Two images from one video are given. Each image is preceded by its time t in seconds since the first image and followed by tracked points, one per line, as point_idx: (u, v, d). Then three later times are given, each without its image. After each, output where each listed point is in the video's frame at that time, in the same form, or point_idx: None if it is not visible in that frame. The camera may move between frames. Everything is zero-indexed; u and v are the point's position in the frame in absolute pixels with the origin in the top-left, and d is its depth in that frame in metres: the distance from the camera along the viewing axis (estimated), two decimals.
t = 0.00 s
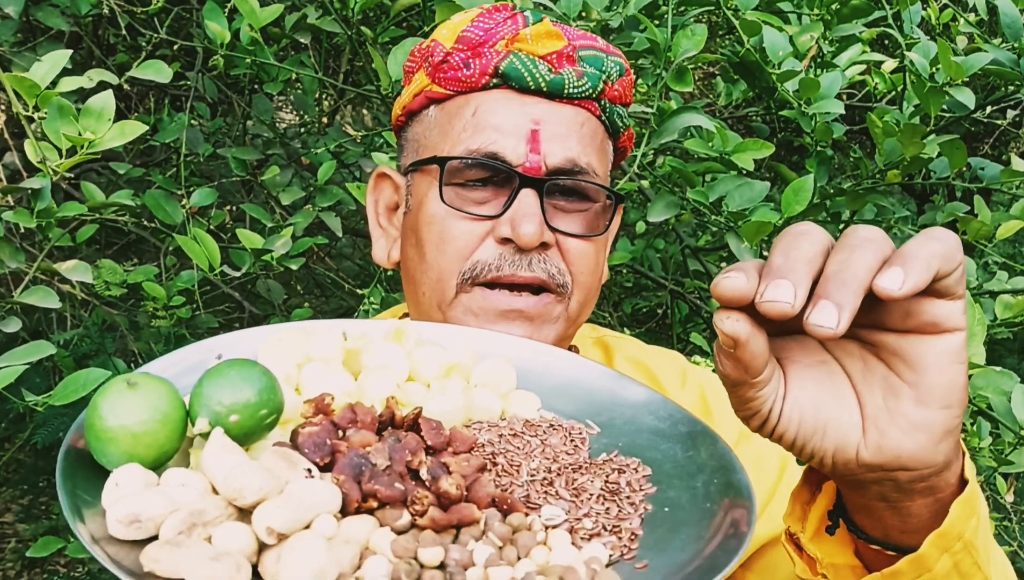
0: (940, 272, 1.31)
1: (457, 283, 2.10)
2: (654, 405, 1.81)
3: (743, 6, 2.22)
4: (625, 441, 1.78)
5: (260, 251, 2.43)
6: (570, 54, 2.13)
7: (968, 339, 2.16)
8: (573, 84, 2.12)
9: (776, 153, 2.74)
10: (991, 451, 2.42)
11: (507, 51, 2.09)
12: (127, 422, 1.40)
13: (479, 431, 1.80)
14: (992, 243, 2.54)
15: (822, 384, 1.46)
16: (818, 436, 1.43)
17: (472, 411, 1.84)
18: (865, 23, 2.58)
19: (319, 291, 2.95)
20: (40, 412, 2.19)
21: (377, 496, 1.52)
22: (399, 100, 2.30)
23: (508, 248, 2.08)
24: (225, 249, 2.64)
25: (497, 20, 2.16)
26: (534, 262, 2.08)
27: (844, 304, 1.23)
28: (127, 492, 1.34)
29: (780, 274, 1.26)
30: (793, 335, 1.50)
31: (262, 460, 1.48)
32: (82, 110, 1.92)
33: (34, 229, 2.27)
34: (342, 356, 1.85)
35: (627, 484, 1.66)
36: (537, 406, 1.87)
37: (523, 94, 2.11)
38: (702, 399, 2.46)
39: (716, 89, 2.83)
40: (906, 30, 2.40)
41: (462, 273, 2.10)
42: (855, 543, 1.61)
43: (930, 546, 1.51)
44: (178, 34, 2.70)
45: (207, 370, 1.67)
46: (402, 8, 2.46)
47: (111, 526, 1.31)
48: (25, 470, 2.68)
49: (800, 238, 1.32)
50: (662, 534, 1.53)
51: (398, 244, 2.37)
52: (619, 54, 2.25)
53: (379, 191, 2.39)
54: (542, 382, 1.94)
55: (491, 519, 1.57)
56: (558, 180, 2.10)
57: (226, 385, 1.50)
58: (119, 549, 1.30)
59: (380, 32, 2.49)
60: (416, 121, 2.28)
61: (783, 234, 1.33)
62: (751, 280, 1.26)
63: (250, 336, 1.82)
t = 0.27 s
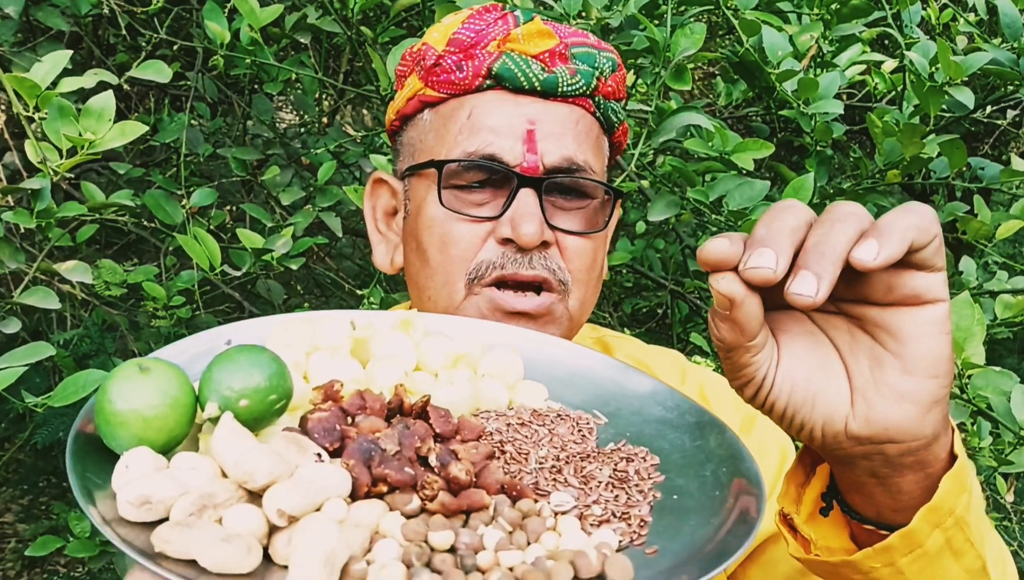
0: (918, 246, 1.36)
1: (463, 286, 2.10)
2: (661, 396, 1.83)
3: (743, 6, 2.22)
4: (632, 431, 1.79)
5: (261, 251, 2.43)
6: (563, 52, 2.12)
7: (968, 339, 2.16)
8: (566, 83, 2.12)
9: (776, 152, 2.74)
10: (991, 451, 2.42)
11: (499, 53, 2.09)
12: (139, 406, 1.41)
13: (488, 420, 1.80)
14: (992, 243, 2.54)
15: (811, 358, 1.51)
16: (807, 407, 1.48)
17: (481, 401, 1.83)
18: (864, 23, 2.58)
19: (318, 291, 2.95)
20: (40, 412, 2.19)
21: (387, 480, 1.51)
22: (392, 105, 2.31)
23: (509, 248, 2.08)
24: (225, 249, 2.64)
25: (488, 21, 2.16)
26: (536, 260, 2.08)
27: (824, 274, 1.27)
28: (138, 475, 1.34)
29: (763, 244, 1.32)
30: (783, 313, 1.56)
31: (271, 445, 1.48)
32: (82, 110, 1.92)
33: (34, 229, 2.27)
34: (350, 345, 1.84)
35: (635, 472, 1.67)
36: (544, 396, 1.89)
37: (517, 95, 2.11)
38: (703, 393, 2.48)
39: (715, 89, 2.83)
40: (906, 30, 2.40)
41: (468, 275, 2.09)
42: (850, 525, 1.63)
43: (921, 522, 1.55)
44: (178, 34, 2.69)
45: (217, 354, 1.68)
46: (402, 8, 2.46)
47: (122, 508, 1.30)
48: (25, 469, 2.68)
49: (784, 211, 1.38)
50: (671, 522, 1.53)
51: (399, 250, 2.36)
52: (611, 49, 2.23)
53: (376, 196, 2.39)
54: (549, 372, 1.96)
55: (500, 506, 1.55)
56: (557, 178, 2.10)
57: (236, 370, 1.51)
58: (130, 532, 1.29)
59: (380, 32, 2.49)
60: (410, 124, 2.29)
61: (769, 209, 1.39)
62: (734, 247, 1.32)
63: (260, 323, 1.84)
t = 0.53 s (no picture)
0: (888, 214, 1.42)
1: (474, 295, 2.10)
2: (662, 384, 1.85)
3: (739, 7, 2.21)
4: (635, 417, 1.81)
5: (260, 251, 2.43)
6: (549, 48, 2.14)
7: (967, 339, 2.16)
8: (555, 79, 2.13)
9: (776, 152, 2.74)
10: (991, 451, 2.42)
11: (485, 53, 2.11)
12: (137, 387, 1.41)
13: (488, 407, 1.80)
14: (992, 243, 2.54)
15: (788, 336, 1.56)
16: (784, 382, 1.53)
17: (481, 389, 1.83)
18: (864, 23, 2.58)
19: (318, 291, 2.95)
20: (40, 411, 2.19)
21: (387, 462, 1.50)
22: (377, 113, 2.31)
23: (513, 250, 2.08)
24: (225, 249, 2.64)
25: (471, 21, 2.17)
26: (540, 261, 2.08)
27: (798, 241, 1.35)
28: (136, 455, 1.34)
29: (740, 212, 1.39)
30: (764, 298, 1.61)
31: (271, 427, 1.48)
32: (82, 109, 1.92)
33: (34, 229, 2.27)
34: (350, 332, 1.85)
35: (636, 459, 1.67)
36: (545, 385, 1.89)
37: (507, 94, 2.13)
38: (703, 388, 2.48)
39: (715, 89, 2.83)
40: (905, 29, 2.40)
41: (477, 282, 2.09)
42: (843, 507, 1.64)
43: (911, 496, 1.55)
44: (178, 34, 2.70)
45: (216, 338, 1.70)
46: (402, 8, 2.46)
47: (120, 488, 1.31)
48: (25, 470, 2.67)
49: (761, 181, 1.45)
50: (671, 506, 1.53)
51: (395, 257, 2.37)
52: (595, 40, 2.24)
53: (368, 205, 2.39)
54: (552, 363, 1.96)
55: (501, 489, 1.54)
56: (554, 176, 2.11)
57: (236, 353, 1.51)
58: (129, 512, 1.30)
59: (379, 32, 2.49)
60: (397, 131, 2.30)
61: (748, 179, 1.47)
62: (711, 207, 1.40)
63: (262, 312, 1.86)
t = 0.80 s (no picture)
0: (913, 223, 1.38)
1: (461, 292, 2.10)
2: (663, 385, 1.84)
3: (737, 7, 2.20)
4: (634, 420, 1.80)
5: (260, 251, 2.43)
6: (544, 46, 2.14)
7: (967, 338, 2.17)
8: (550, 76, 2.13)
9: (776, 152, 2.74)
10: (991, 451, 2.42)
11: (481, 50, 2.11)
12: (135, 390, 1.41)
13: (489, 409, 1.80)
14: (992, 243, 2.53)
15: (799, 334, 1.51)
16: (794, 381, 1.48)
17: (480, 390, 1.83)
18: (864, 22, 2.58)
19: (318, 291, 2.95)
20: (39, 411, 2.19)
21: (388, 465, 1.49)
22: (374, 109, 2.32)
23: (505, 250, 2.07)
24: (225, 249, 2.64)
25: (467, 18, 2.18)
26: (531, 262, 2.06)
27: (824, 255, 1.30)
28: (134, 459, 1.34)
29: (766, 221, 1.34)
30: (774, 292, 1.56)
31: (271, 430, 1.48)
32: (81, 109, 1.92)
33: (34, 229, 2.26)
34: (348, 334, 1.84)
35: (638, 460, 1.67)
36: (544, 385, 1.89)
37: (502, 91, 2.13)
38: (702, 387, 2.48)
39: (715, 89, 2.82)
40: (905, 29, 2.40)
41: (465, 281, 2.08)
42: (850, 511, 1.64)
43: (923, 501, 1.54)
44: (178, 34, 2.70)
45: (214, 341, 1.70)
46: (402, 7, 2.46)
47: (118, 492, 1.30)
48: (25, 470, 2.67)
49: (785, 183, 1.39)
50: (676, 508, 1.54)
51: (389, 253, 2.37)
52: (593, 40, 2.25)
53: (364, 201, 2.39)
54: (550, 364, 1.95)
55: (503, 492, 1.54)
56: (549, 174, 2.11)
57: (234, 355, 1.51)
58: (127, 516, 1.29)
59: (379, 32, 2.49)
60: (394, 128, 2.30)
61: (769, 180, 1.41)
62: (736, 211, 1.35)
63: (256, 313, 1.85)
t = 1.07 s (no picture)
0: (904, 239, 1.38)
1: (455, 291, 2.10)
2: (657, 391, 1.84)
3: (738, 7, 2.20)
4: (627, 427, 1.81)
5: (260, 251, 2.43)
6: (542, 47, 2.14)
7: (967, 338, 2.15)
8: (548, 77, 2.13)
9: (776, 152, 2.74)
10: (991, 451, 2.42)
11: (478, 51, 2.11)
12: (128, 399, 1.41)
13: (482, 415, 1.81)
14: (992, 243, 2.53)
15: (799, 348, 1.51)
16: (797, 397, 1.48)
17: (475, 396, 1.85)
18: (864, 22, 2.58)
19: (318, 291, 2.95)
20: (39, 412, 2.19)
21: (381, 473, 1.51)
22: (372, 108, 2.32)
23: (501, 250, 2.07)
24: (225, 249, 2.64)
25: (465, 18, 2.17)
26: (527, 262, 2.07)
27: (814, 258, 1.29)
28: (126, 468, 1.34)
29: (752, 231, 1.33)
30: (773, 306, 1.56)
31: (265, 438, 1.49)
32: (80, 109, 1.92)
33: (33, 229, 2.27)
34: (342, 340, 1.89)
35: (631, 466, 1.66)
36: (538, 391, 1.90)
37: (499, 92, 2.13)
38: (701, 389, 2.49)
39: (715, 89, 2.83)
40: (905, 29, 2.40)
41: (459, 281, 2.09)
42: (847, 520, 1.64)
43: (917, 509, 1.55)
44: (178, 34, 2.70)
45: (208, 347, 1.70)
46: (402, 8, 2.46)
47: (111, 501, 1.31)
48: (25, 469, 2.68)
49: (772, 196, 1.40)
50: (670, 514, 1.53)
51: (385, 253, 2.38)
52: (591, 40, 2.25)
53: (361, 200, 2.40)
54: (544, 368, 1.98)
55: (496, 498, 1.53)
56: (545, 176, 2.11)
57: (228, 363, 1.51)
58: (120, 526, 1.29)
59: (379, 32, 2.49)
60: (392, 127, 2.31)
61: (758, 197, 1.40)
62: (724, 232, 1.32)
63: (247, 320, 1.85)
